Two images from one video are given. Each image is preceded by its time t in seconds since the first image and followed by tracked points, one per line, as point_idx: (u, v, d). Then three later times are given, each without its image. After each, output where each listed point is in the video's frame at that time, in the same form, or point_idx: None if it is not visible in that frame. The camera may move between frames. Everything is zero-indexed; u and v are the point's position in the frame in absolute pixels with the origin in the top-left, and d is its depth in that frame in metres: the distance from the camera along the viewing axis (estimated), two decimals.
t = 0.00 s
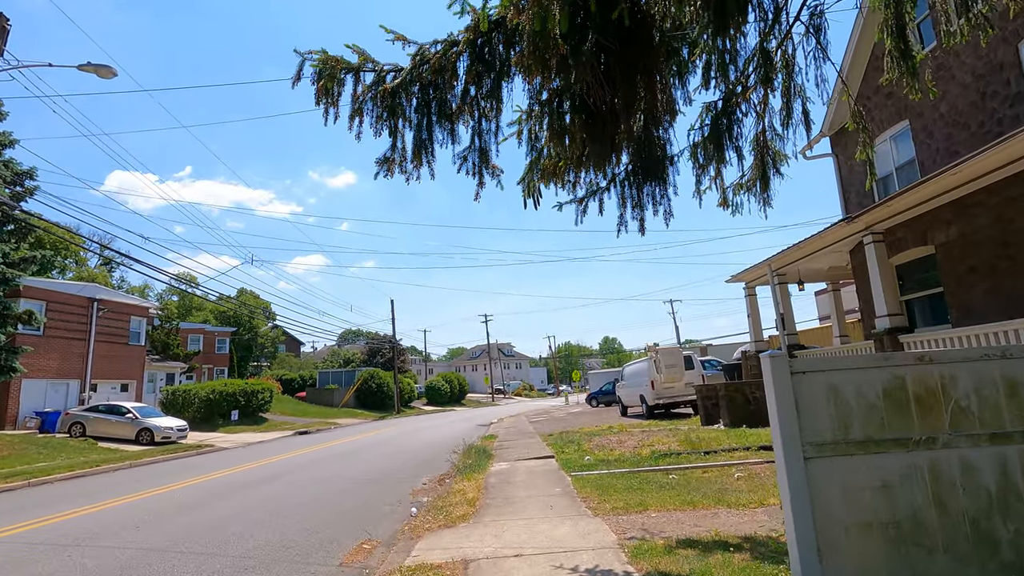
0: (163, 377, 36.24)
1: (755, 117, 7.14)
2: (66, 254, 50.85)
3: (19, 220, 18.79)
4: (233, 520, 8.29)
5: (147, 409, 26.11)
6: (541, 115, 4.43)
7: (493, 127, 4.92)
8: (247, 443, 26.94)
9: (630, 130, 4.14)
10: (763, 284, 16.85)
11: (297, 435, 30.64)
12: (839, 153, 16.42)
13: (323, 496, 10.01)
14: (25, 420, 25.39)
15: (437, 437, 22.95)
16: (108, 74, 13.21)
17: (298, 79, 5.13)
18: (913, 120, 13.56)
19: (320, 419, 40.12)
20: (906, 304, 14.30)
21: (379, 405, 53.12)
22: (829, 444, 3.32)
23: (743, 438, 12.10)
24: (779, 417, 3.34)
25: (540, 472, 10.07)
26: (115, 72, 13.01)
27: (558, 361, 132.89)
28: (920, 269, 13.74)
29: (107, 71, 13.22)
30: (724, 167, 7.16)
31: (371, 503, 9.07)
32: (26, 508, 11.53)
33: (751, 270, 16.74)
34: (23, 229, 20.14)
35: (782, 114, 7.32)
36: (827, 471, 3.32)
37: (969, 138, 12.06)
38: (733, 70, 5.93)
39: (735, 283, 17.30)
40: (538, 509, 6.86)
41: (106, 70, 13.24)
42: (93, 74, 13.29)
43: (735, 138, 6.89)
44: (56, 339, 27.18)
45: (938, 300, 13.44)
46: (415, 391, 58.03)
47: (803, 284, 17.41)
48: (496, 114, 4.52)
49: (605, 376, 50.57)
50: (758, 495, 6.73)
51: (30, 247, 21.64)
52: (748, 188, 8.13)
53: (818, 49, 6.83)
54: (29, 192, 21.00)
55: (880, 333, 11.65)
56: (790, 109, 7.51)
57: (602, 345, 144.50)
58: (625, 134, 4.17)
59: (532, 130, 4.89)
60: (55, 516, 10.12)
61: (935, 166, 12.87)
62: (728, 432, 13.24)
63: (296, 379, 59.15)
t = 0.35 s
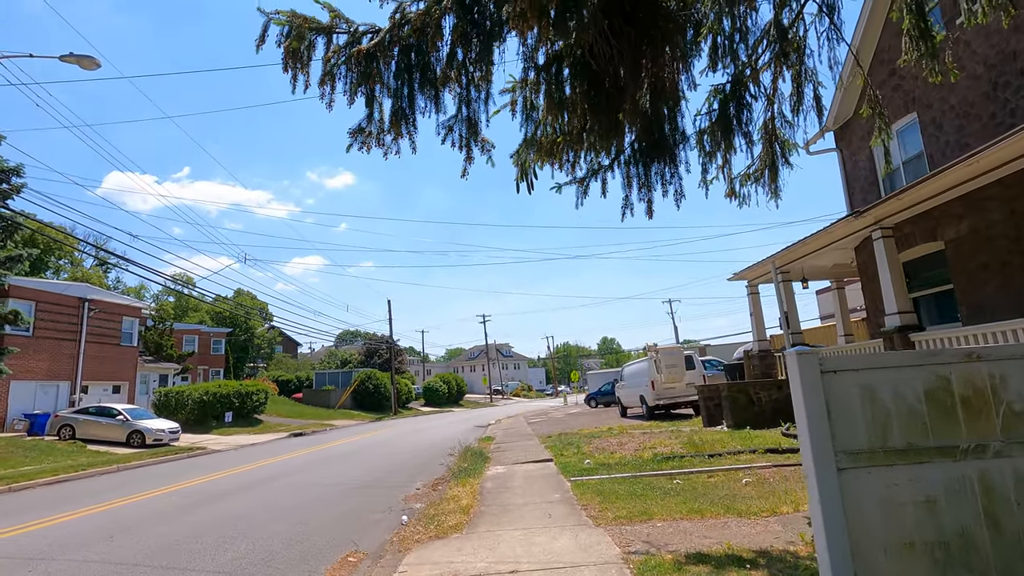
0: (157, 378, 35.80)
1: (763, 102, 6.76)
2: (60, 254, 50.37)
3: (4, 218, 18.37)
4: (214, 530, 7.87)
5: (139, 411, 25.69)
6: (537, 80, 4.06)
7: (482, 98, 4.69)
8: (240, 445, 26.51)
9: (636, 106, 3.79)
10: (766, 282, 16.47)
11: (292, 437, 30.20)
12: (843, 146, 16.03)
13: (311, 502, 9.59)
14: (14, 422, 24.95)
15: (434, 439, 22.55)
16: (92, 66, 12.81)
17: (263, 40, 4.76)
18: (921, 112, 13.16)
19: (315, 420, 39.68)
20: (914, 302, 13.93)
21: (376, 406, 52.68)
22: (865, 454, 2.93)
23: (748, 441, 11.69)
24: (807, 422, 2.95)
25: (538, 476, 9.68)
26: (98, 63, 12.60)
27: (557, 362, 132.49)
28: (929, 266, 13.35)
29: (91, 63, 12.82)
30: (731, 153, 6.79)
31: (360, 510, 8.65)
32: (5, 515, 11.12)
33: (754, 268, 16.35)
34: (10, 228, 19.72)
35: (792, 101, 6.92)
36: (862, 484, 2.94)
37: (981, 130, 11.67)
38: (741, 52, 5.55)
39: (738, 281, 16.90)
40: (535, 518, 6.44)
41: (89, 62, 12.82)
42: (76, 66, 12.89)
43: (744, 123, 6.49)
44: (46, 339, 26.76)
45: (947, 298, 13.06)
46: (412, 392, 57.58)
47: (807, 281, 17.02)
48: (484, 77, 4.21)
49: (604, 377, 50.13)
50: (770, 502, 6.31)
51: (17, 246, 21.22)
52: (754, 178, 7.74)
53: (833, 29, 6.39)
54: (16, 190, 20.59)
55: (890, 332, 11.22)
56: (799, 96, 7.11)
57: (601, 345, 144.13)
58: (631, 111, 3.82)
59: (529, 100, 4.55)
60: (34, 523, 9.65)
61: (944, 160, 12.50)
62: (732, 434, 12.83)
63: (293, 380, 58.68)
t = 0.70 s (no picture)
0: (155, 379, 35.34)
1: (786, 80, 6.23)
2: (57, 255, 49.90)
3: None
4: (199, 542, 7.40)
5: (135, 413, 25.23)
6: (547, 32, 4.14)
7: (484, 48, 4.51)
8: (238, 447, 26.05)
9: (662, 66, 3.96)
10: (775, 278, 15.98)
11: (291, 438, 29.73)
12: (857, 138, 15.52)
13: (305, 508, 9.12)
14: (8, 424, 24.51)
15: (435, 441, 22.07)
16: (79, 55, 12.29)
17: None
18: (941, 101, 12.63)
19: (316, 421, 39.22)
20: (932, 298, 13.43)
21: (377, 406, 52.20)
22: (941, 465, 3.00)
23: (762, 443, 11.19)
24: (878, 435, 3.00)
25: (542, 481, 9.20)
26: (85, 53, 12.07)
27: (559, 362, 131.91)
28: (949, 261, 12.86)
29: (78, 52, 12.29)
30: (751, 135, 6.15)
31: (355, 519, 8.17)
32: None
33: (764, 264, 15.85)
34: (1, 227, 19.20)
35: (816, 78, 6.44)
36: (940, 498, 3.00)
37: (1005, 117, 11.18)
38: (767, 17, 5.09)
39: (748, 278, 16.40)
40: (541, 529, 5.95)
41: (77, 51, 12.30)
42: (62, 56, 12.35)
43: (766, 103, 5.90)
44: (41, 340, 26.32)
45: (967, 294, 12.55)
46: (413, 392, 57.09)
47: (819, 278, 16.53)
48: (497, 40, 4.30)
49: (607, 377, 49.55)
50: (796, 512, 5.82)
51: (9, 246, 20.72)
52: (773, 164, 7.27)
53: None
54: (8, 187, 20.08)
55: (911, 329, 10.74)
56: (824, 75, 6.66)
57: (602, 345, 143.70)
58: (656, 70, 4.03)
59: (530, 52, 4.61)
60: (23, 530, 9.18)
61: (965, 150, 12.01)
62: (744, 436, 12.33)
63: (293, 381, 58.20)
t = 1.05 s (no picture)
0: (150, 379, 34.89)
1: (804, 56, 5.80)
2: (54, 254, 49.40)
3: None
4: (179, 550, 6.96)
5: (129, 413, 24.78)
6: None
7: None
8: (233, 447, 25.60)
9: (679, 14, 4.06)
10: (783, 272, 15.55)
11: (288, 439, 29.31)
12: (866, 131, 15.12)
13: (294, 512, 8.69)
14: None
15: (433, 441, 21.65)
16: (62, 43, 11.78)
17: None
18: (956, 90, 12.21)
19: (314, 422, 38.78)
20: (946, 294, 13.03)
21: (376, 407, 51.74)
22: (1017, 475, 2.97)
23: (771, 445, 10.76)
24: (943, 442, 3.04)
25: (544, 484, 8.77)
26: (69, 40, 11.57)
27: (560, 362, 131.42)
28: (965, 255, 12.45)
29: (62, 39, 11.78)
30: (768, 113, 5.75)
31: (346, 525, 7.74)
32: None
33: (771, 260, 15.42)
34: None
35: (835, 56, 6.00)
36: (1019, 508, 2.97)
37: None
38: None
39: (754, 274, 15.97)
40: (541, 538, 5.52)
41: (61, 39, 11.81)
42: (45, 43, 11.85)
43: (784, 78, 5.48)
44: (33, 340, 25.88)
45: (983, 289, 12.15)
46: (413, 393, 56.62)
47: (827, 274, 16.10)
48: None
49: (608, 377, 49.02)
50: (817, 519, 5.40)
51: None
52: (788, 149, 6.84)
53: None
54: None
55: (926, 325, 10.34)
56: (843, 51, 6.24)
57: (603, 345, 143.30)
58: (673, 18, 4.11)
59: None
60: (15, 530, 8.77)
61: (982, 140, 11.58)
62: (751, 437, 11.90)
63: (292, 381, 57.70)
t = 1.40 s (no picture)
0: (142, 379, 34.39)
1: (825, 29, 5.33)
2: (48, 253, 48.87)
3: None
4: (152, 562, 6.50)
5: (119, 413, 24.31)
6: None
7: None
8: (225, 449, 25.13)
9: None
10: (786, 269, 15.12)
11: (282, 440, 28.84)
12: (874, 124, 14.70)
13: (279, 518, 8.24)
14: None
15: (429, 443, 21.19)
16: (41, 30, 11.29)
17: None
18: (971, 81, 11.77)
19: (309, 422, 38.31)
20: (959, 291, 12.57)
21: (373, 407, 51.27)
22: None
23: (779, 448, 10.31)
24: None
25: (541, 490, 8.32)
26: (47, 27, 11.09)
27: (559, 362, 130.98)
28: (978, 252, 12.02)
29: (41, 26, 11.29)
30: (784, 92, 5.35)
31: (332, 534, 7.29)
32: None
33: (776, 257, 15.00)
34: None
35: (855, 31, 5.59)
36: None
37: None
38: None
39: (758, 272, 15.55)
40: (539, 553, 5.06)
41: (39, 25, 11.32)
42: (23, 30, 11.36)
43: (805, 53, 5.04)
44: (22, 339, 25.41)
45: (997, 287, 11.71)
46: (411, 393, 56.13)
47: (833, 271, 15.67)
48: None
49: (608, 377, 48.52)
50: (839, 533, 4.96)
51: None
52: (802, 136, 6.42)
53: None
54: None
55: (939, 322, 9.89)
56: (864, 29, 5.81)
57: (602, 345, 142.68)
58: None
59: None
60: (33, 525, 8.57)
61: (997, 132, 11.15)
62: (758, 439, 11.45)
63: (288, 382, 57.16)
